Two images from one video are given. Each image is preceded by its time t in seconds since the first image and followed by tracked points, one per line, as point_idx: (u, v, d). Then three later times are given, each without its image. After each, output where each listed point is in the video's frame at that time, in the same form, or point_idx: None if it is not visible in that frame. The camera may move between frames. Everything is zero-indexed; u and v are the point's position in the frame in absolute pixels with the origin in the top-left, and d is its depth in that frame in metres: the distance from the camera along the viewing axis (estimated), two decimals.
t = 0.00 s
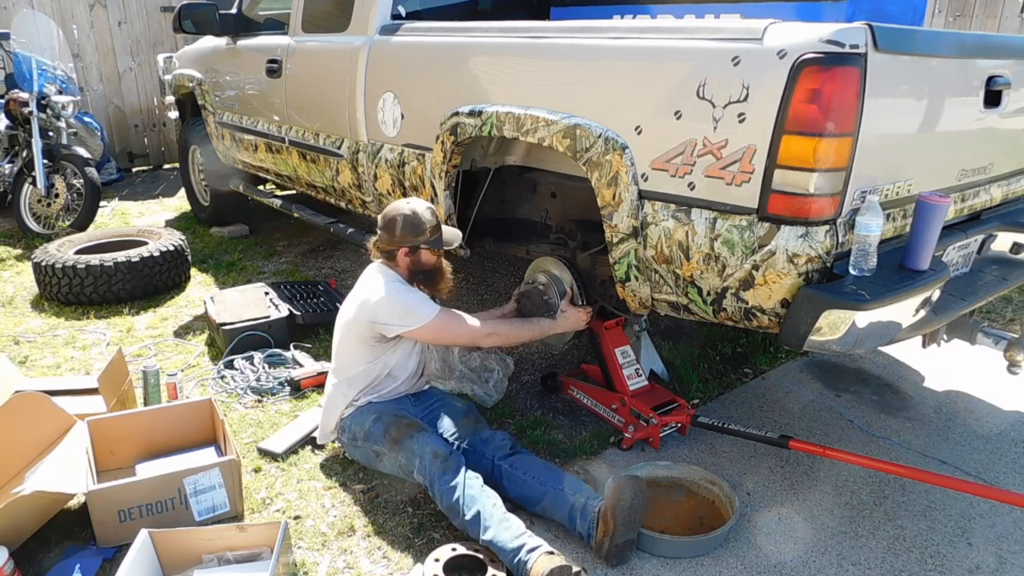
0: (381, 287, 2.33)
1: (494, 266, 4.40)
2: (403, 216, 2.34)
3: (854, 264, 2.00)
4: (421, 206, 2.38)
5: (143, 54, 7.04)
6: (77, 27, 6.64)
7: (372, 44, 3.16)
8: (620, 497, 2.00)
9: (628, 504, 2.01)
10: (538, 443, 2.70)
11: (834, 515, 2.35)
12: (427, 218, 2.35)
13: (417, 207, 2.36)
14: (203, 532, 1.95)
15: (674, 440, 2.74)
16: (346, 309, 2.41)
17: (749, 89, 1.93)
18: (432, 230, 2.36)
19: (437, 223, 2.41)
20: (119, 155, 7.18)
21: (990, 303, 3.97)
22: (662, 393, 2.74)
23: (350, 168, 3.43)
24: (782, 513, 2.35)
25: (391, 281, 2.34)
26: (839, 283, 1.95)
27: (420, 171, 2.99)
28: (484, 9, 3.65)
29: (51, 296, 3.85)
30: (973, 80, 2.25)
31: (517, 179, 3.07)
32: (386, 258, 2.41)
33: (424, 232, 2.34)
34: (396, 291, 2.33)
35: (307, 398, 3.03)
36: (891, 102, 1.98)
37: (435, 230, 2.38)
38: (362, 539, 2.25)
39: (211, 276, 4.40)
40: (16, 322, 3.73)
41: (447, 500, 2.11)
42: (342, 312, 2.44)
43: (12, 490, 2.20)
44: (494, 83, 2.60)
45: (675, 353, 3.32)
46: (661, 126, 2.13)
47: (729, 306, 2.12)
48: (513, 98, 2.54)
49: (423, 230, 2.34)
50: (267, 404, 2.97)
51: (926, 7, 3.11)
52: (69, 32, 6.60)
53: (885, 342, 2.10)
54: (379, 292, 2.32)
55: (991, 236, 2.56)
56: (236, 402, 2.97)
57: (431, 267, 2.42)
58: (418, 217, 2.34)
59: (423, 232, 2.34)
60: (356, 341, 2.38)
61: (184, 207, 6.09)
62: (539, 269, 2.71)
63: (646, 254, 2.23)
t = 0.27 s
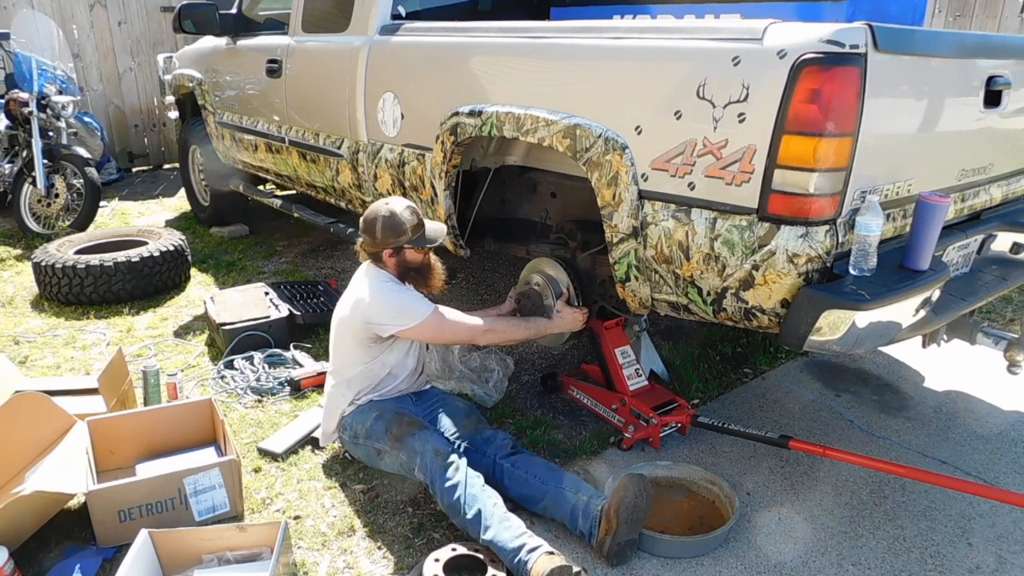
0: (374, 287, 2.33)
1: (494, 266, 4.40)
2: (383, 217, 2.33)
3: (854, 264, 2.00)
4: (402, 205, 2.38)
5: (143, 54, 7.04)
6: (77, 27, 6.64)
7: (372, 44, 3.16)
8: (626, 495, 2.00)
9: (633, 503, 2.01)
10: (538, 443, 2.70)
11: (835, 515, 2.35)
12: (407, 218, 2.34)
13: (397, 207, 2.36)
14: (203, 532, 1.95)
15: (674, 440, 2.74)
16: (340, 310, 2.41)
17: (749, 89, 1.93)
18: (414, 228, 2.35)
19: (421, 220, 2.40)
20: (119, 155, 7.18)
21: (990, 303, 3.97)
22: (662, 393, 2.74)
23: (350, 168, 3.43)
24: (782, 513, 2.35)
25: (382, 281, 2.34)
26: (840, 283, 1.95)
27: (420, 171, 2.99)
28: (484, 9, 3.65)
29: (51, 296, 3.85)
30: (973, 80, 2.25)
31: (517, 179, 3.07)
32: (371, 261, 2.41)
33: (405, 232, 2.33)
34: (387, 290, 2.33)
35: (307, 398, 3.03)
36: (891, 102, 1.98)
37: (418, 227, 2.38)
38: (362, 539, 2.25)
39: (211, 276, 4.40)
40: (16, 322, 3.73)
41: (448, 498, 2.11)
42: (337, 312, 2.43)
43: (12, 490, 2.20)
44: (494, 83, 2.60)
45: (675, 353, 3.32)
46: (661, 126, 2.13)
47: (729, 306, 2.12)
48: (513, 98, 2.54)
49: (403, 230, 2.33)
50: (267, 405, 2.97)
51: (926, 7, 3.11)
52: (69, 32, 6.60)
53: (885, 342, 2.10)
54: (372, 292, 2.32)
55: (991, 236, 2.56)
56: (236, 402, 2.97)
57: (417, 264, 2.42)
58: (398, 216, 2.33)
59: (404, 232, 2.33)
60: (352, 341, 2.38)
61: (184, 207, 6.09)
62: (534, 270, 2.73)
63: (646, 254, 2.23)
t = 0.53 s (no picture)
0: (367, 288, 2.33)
1: (494, 266, 4.40)
2: (377, 215, 2.34)
3: (854, 264, 2.00)
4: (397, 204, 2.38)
5: (143, 54, 7.03)
6: (77, 27, 6.64)
7: (372, 44, 3.16)
8: (627, 494, 2.00)
9: (634, 502, 2.01)
10: (538, 443, 2.70)
11: (835, 515, 2.35)
12: (401, 216, 2.34)
13: (392, 206, 2.36)
14: (203, 532, 1.95)
15: (673, 440, 2.74)
16: (335, 311, 2.42)
17: (750, 89, 1.93)
18: (408, 227, 2.35)
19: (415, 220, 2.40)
20: (119, 155, 7.18)
21: (991, 303, 3.97)
22: (662, 393, 2.74)
23: (350, 167, 3.43)
24: (783, 513, 2.35)
25: (375, 281, 2.34)
26: (840, 283, 1.95)
27: (420, 171, 2.99)
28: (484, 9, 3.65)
29: (51, 296, 3.85)
30: (973, 81, 2.25)
31: (517, 179, 3.07)
32: (366, 260, 2.41)
33: (399, 229, 2.33)
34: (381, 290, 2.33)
35: (307, 398, 3.03)
36: (891, 102, 1.98)
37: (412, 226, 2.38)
38: (362, 539, 2.24)
39: (211, 276, 4.40)
40: (16, 322, 3.73)
41: (450, 495, 2.10)
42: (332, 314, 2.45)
43: (12, 490, 2.20)
44: (494, 83, 2.60)
45: (675, 353, 3.32)
46: (661, 126, 2.13)
47: (729, 306, 2.12)
48: (513, 98, 2.54)
49: (397, 228, 2.33)
50: (267, 405, 2.97)
51: (926, 7, 3.11)
52: (69, 32, 6.60)
53: (885, 342, 2.10)
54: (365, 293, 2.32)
55: (991, 236, 2.56)
56: (236, 402, 2.97)
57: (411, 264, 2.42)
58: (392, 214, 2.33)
59: (398, 230, 2.33)
60: (346, 342, 2.39)
61: (184, 207, 6.09)
62: (526, 271, 2.70)
63: (646, 254, 2.23)
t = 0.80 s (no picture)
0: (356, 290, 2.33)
1: (494, 266, 4.39)
2: (369, 214, 2.32)
3: (854, 264, 2.00)
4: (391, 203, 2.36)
5: (143, 54, 7.03)
6: (77, 27, 6.64)
7: (372, 44, 3.16)
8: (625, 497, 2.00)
9: (631, 505, 2.01)
10: (538, 443, 2.70)
11: (834, 515, 2.35)
12: (394, 216, 2.33)
13: (385, 206, 2.34)
14: (203, 532, 1.95)
15: (673, 440, 2.74)
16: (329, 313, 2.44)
17: (749, 89, 1.93)
18: (400, 227, 2.32)
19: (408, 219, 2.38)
20: (119, 155, 7.18)
21: (991, 303, 3.97)
22: (662, 393, 2.74)
23: (350, 168, 3.43)
24: (782, 513, 2.35)
25: (365, 284, 2.34)
26: (840, 283, 1.95)
27: (420, 171, 2.99)
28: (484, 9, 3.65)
29: (51, 296, 3.85)
30: (973, 80, 2.25)
31: (517, 179, 3.07)
32: (361, 261, 2.39)
33: (391, 229, 2.31)
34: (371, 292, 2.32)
35: (307, 398, 3.03)
36: (891, 102, 1.98)
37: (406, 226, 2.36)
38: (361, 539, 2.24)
39: (211, 276, 4.40)
40: (16, 322, 3.73)
41: (451, 494, 2.10)
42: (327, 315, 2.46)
43: (12, 490, 2.20)
44: (494, 83, 2.60)
45: (675, 353, 3.32)
46: (661, 126, 2.13)
47: (729, 306, 2.12)
48: (513, 98, 2.54)
49: (390, 228, 2.31)
50: (267, 404, 2.97)
51: (926, 7, 3.11)
52: (69, 32, 6.60)
53: (885, 342, 2.10)
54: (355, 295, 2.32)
55: (991, 236, 2.56)
56: (236, 402, 2.97)
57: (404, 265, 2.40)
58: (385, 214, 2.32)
59: (391, 230, 2.31)
60: (337, 345, 2.40)
61: (184, 207, 6.09)
62: (509, 275, 2.62)
63: (646, 254, 2.23)
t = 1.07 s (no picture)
0: (344, 293, 2.30)
1: (494, 266, 4.39)
2: (360, 216, 2.30)
3: (854, 264, 2.00)
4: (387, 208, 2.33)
5: (143, 54, 7.03)
6: (77, 27, 6.64)
7: (372, 44, 3.16)
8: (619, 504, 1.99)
9: (625, 508, 2.00)
10: (538, 443, 2.70)
11: (834, 515, 2.35)
12: (385, 222, 2.29)
13: (379, 209, 2.31)
14: (203, 532, 1.95)
15: (673, 440, 2.74)
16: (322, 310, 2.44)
17: (750, 89, 1.93)
18: (389, 234, 2.29)
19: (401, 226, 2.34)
20: (119, 155, 7.18)
21: (990, 303, 3.97)
22: (662, 393, 2.74)
23: (350, 167, 3.43)
24: (783, 513, 2.35)
25: (350, 286, 2.32)
26: (840, 283, 1.95)
27: (420, 171, 2.99)
28: (484, 9, 3.65)
29: (51, 296, 3.85)
30: (973, 81, 2.25)
31: (517, 179, 3.07)
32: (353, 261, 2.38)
33: (378, 234, 2.28)
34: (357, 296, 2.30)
35: (307, 398, 3.03)
36: (891, 102, 1.98)
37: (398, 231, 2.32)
38: (361, 539, 2.24)
39: (211, 275, 4.40)
40: (16, 322, 3.73)
41: (457, 507, 2.11)
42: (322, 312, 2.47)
43: (12, 490, 2.20)
44: (494, 83, 2.60)
45: (675, 353, 3.32)
46: (661, 126, 2.13)
47: (729, 306, 2.12)
48: (514, 98, 2.54)
49: (377, 233, 2.28)
50: (267, 404, 2.97)
51: (926, 7, 3.11)
52: (69, 32, 6.60)
53: (885, 342, 2.10)
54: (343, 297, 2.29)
55: (991, 236, 2.56)
56: (236, 402, 2.97)
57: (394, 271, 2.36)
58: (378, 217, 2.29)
59: (377, 235, 2.28)
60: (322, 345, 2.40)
61: (184, 207, 6.09)
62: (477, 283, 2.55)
63: (646, 254, 2.23)
